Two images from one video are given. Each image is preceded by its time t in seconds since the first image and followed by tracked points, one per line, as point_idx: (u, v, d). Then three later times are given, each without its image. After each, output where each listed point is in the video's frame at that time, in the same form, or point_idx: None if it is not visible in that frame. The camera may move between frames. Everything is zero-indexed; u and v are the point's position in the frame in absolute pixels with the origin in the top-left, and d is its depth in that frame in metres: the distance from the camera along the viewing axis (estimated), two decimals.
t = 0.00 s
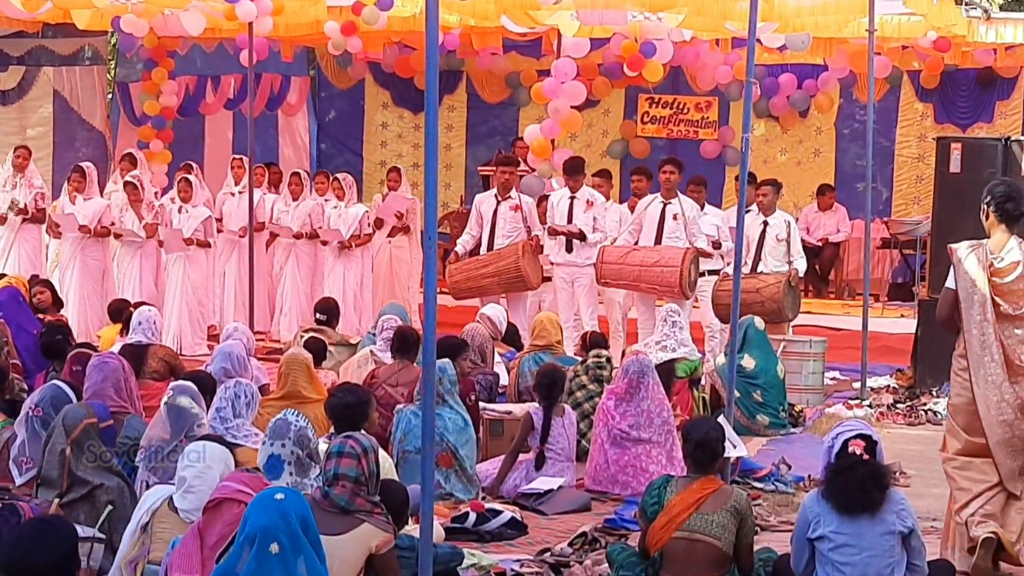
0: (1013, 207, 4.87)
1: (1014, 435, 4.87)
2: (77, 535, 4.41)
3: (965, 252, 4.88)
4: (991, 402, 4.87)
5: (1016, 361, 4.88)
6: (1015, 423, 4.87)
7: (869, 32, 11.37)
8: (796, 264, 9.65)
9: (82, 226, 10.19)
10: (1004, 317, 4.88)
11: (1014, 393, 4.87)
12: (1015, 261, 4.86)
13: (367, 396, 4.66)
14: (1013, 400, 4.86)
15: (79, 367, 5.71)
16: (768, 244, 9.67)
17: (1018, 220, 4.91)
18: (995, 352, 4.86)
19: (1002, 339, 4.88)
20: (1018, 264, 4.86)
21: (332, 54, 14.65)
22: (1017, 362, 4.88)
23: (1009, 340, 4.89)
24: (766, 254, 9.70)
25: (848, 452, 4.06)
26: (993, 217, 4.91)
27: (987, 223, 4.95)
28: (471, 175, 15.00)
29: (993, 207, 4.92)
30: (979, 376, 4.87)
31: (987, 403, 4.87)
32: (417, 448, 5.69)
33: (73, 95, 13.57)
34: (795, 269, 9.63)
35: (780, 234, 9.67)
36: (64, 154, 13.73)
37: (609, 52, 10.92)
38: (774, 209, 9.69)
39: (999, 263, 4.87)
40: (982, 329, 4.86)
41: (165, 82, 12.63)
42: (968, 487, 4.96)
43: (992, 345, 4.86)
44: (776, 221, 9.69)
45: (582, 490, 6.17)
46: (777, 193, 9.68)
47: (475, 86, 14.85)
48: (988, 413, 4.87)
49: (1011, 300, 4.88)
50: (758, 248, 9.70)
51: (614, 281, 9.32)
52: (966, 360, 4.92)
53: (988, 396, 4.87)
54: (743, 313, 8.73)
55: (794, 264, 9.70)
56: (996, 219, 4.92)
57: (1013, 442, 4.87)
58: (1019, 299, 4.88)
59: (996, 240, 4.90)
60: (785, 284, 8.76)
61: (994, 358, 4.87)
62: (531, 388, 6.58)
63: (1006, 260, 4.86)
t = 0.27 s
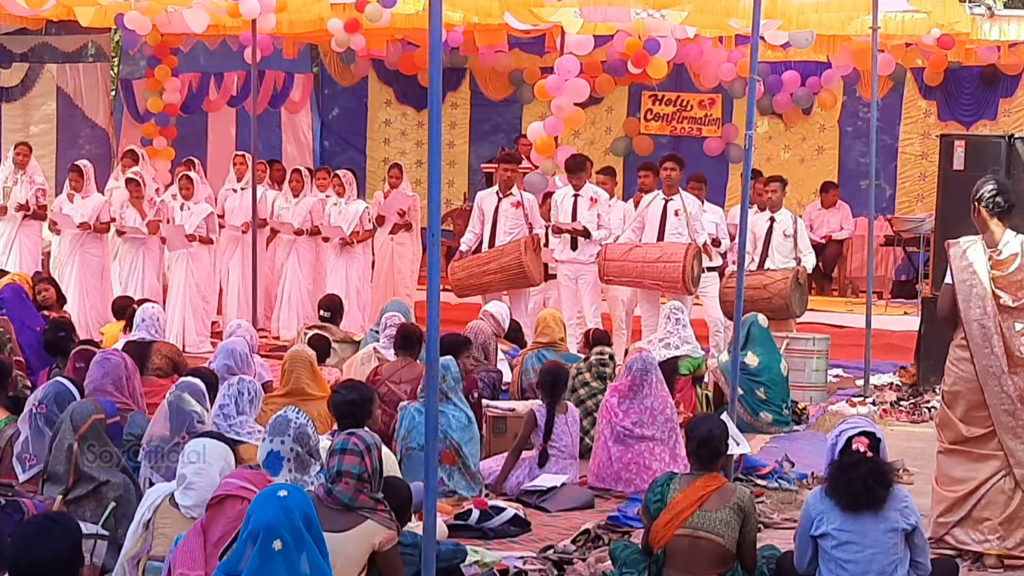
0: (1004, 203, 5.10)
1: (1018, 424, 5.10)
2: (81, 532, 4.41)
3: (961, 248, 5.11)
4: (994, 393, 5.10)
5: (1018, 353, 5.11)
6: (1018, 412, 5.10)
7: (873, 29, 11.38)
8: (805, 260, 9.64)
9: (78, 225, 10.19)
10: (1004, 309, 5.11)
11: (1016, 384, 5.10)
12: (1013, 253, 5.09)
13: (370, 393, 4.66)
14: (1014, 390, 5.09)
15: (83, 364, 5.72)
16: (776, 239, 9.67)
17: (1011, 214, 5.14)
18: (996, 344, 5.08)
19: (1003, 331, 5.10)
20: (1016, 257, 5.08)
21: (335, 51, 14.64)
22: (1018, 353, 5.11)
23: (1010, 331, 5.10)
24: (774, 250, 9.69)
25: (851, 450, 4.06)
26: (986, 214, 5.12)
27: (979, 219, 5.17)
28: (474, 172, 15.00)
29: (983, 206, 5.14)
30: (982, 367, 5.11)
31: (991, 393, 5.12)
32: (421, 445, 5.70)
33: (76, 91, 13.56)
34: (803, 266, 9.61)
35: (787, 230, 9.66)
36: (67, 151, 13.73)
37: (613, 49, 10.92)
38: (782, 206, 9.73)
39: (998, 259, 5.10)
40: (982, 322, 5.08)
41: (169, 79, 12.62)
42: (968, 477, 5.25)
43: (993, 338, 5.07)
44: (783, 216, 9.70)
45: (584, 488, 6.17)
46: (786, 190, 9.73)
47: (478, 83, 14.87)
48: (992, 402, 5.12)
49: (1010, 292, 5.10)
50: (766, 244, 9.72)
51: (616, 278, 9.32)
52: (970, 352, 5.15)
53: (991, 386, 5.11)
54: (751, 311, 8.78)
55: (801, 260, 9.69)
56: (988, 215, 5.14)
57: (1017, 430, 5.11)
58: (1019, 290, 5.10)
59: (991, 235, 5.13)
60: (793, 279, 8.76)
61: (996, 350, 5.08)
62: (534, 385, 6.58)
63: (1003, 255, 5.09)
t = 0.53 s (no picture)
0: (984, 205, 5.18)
1: (1011, 422, 5.19)
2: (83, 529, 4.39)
3: (944, 253, 5.21)
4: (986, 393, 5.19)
5: (1006, 351, 5.21)
6: (1010, 411, 5.20)
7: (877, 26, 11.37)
8: (816, 258, 9.62)
9: (79, 226, 10.30)
10: (989, 310, 5.24)
11: (1007, 382, 5.21)
12: (995, 256, 5.21)
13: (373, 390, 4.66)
14: (1005, 389, 5.19)
15: (86, 361, 5.71)
16: (786, 237, 9.66)
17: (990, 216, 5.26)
18: (986, 345, 5.17)
19: (991, 333, 5.21)
20: (1000, 259, 5.20)
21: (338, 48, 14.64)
22: (1007, 352, 5.21)
23: (997, 333, 5.22)
24: (785, 249, 9.69)
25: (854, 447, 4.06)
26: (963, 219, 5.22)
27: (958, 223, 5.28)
28: (477, 169, 15.00)
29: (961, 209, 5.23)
30: (975, 366, 5.18)
31: (984, 393, 5.19)
32: (424, 442, 5.70)
33: (80, 88, 13.55)
34: (814, 263, 9.60)
35: (798, 228, 9.66)
36: (71, 148, 13.73)
37: (616, 46, 10.91)
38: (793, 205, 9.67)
39: (980, 262, 5.21)
40: (971, 324, 5.17)
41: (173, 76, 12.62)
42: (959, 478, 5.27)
43: (982, 340, 5.17)
44: (794, 215, 9.68)
45: (587, 485, 6.17)
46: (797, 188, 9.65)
47: (481, 80, 14.85)
48: (985, 402, 5.20)
49: (994, 293, 5.23)
50: (777, 243, 9.70)
51: (622, 276, 9.32)
52: (960, 352, 5.22)
53: (984, 384, 5.19)
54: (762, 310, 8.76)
55: (813, 258, 9.67)
56: (968, 218, 5.24)
57: (1011, 427, 5.19)
58: (1004, 292, 5.23)
59: (972, 238, 5.24)
60: (804, 278, 8.78)
61: (986, 351, 5.17)
62: (537, 383, 6.59)
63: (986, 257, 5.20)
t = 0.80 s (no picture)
0: (966, 197, 5.29)
1: (981, 410, 5.37)
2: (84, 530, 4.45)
3: (926, 244, 5.36)
4: (960, 381, 5.35)
5: (981, 340, 5.39)
6: (981, 398, 5.37)
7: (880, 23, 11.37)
8: (827, 257, 9.60)
9: (85, 222, 10.31)
10: (969, 299, 5.40)
11: (980, 371, 5.38)
12: (976, 247, 5.36)
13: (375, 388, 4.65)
14: (978, 377, 5.36)
15: (88, 359, 5.72)
16: (797, 238, 9.65)
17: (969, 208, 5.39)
18: (964, 334, 5.33)
19: (970, 322, 5.38)
20: (980, 250, 5.36)
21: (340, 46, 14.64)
22: (982, 341, 5.39)
23: (975, 321, 5.39)
24: (795, 250, 9.68)
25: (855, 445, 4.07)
26: (949, 209, 5.33)
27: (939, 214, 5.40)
28: (480, 167, 15.00)
29: (943, 200, 5.32)
30: (950, 356, 5.35)
31: (956, 381, 5.36)
32: (425, 440, 5.70)
33: (82, 86, 13.57)
34: (826, 264, 9.57)
35: (808, 229, 9.65)
36: (74, 147, 13.75)
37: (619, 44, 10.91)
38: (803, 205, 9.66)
39: (962, 251, 5.35)
40: (949, 313, 5.33)
41: (175, 74, 12.63)
42: (932, 466, 5.50)
43: (961, 328, 5.33)
44: (803, 216, 9.68)
45: (589, 483, 6.17)
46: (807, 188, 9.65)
47: (484, 78, 14.87)
48: (957, 390, 5.37)
49: (974, 282, 5.39)
50: (787, 244, 9.70)
51: (630, 274, 9.28)
52: (936, 341, 5.38)
53: (958, 373, 5.36)
54: (770, 307, 8.73)
55: (824, 258, 9.64)
56: (948, 210, 5.34)
57: (980, 415, 5.38)
58: (984, 282, 5.39)
59: (955, 229, 5.36)
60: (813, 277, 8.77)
61: (963, 339, 5.34)
62: (539, 380, 6.61)
63: (967, 248, 5.36)
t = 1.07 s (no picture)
0: (956, 197, 5.35)
1: (961, 404, 5.39)
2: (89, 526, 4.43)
3: (917, 241, 5.41)
4: (944, 376, 5.37)
5: (965, 337, 5.43)
6: (963, 394, 5.39)
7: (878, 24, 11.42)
8: (830, 255, 9.66)
9: (95, 221, 10.43)
10: (954, 297, 5.45)
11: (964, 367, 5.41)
12: (963, 247, 5.43)
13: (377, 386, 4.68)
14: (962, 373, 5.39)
15: (90, 357, 5.75)
16: (801, 235, 9.69)
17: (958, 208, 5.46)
18: (950, 330, 5.36)
19: (955, 319, 5.42)
20: (967, 249, 5.43)
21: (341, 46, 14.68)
22: (966, 337, 5.43)
23: (960, 319, 5.44)
24: (799, 246, 9.72)
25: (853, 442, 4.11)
26: (938, 208, 5.40)
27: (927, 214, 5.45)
28: (480, 166, 15.04)
29: (932, 200, 5.39)
30: (936, 350, 5.37)
31: (939, 375, 5.38)
32: (426, 438, 5.72)
33: (84, 86, 13.60)
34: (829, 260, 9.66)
35: (812, 226, 9.68)
36: (76, 146, 13.78)
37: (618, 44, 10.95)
38: (805, 203, 9.68)
39: (950, 249, 5.42)
40: (934, 308, 5.37)
41: (177, 74, 12.67)
42: (926, 461, 5.48)
43: (948, 324, 5.36)
44: (807, 213, 9.70)
45: (590, 481, 6.21)
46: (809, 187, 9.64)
47: (484, 77, 14.88)
48: (940, 385, 5.39)
49: (960, 280, 5.45)
50: (790, 242, 9.73)
51: (638, 275, 9.29)
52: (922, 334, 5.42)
53: (942, 369, 5.37)
54: (775, 306, 8.79)
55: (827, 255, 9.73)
56: (936, 210, 5.40)
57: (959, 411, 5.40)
58: (970, 280, 5.45)
59: (943, 229, 5.42)
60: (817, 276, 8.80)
61: (949, 335, 5.37)
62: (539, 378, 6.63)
63: (954, 247, 5.43)
